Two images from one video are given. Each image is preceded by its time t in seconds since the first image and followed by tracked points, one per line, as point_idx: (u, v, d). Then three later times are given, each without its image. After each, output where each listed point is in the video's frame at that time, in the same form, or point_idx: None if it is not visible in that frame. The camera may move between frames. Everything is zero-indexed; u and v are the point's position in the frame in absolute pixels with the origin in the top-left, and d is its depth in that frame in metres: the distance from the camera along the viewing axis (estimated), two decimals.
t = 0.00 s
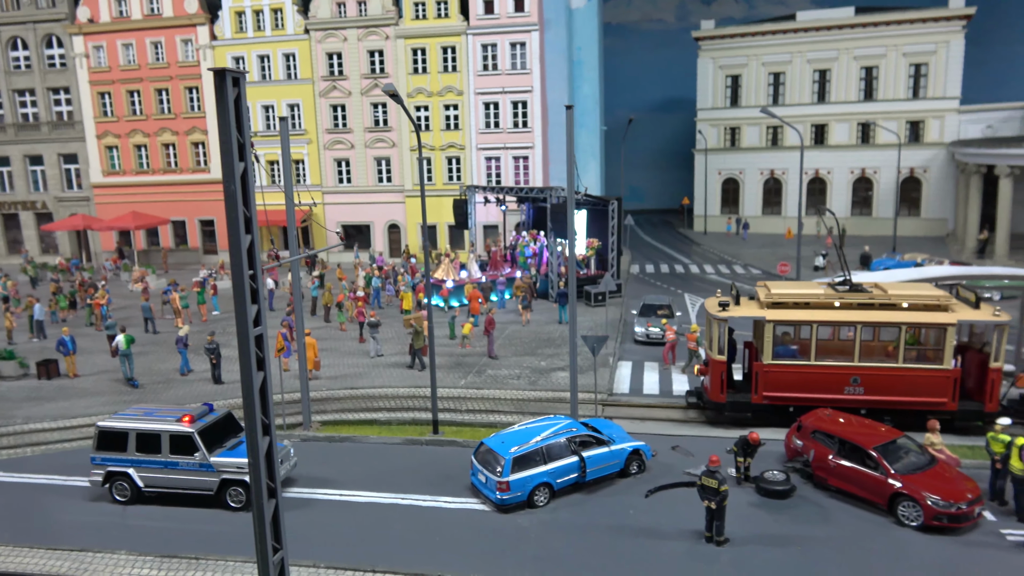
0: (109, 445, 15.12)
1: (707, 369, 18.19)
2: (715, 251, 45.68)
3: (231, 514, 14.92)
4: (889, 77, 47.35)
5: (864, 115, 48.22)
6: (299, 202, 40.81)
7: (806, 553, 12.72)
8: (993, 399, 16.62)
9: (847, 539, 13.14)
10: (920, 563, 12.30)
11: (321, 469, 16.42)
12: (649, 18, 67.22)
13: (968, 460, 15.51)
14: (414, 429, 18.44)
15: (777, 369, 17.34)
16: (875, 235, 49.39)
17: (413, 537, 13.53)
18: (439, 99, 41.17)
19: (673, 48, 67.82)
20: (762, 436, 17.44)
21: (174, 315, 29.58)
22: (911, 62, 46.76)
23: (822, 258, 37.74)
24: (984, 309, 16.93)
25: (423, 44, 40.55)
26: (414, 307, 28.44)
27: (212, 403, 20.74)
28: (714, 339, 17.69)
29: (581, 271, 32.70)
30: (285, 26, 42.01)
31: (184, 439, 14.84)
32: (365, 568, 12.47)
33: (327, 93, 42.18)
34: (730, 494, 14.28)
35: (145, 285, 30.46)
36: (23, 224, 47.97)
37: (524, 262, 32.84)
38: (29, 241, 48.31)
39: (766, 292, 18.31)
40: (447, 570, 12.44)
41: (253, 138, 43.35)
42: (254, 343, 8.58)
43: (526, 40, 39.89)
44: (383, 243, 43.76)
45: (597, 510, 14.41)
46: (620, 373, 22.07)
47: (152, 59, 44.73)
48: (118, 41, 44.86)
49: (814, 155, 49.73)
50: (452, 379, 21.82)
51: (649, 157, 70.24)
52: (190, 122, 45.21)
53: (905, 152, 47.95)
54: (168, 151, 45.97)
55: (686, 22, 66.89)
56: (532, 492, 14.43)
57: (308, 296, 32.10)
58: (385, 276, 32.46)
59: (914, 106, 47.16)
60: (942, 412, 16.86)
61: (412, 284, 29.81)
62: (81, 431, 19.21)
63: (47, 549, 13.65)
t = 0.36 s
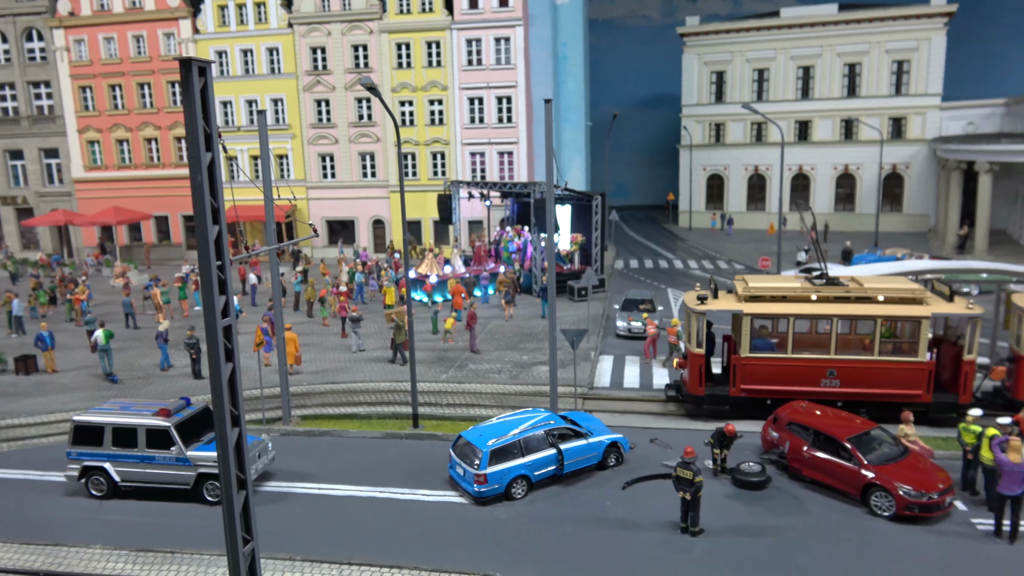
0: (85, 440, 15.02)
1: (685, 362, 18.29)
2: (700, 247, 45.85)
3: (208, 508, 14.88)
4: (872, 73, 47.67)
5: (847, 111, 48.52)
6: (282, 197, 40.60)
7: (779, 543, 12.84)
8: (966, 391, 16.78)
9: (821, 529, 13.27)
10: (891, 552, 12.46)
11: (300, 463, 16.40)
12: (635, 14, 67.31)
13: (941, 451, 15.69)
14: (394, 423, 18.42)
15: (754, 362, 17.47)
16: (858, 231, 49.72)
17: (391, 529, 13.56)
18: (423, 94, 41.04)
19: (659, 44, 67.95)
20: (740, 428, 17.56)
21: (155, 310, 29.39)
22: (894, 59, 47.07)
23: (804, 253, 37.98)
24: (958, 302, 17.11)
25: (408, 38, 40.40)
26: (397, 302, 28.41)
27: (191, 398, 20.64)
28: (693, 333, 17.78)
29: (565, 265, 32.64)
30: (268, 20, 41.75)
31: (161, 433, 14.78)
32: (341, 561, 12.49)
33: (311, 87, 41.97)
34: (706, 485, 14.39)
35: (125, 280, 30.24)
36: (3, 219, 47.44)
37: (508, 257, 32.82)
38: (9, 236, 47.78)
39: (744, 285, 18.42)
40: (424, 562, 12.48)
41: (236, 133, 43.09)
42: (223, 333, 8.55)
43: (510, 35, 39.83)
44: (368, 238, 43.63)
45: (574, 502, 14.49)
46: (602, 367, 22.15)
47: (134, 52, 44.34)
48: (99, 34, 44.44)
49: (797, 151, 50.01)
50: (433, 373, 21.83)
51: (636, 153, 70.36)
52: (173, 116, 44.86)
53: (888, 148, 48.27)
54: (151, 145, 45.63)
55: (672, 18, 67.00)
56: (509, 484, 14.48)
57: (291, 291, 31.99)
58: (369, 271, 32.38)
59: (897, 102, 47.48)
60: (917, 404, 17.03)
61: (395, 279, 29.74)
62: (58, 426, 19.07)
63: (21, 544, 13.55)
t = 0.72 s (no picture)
0: (62, 440, 15.02)
1: (663, 359, 18.49)
2: (683, 245, 46.15)
3: (186, 507, 14.91)
4: (853, 72, 48.13)
5: (828, 109, 48.96)
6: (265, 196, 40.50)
7: (750, 536, 13.05)
8: (937, 385, 17.08)
9: (792, 523, 13.49)
10: (859, 544, 12.69)
11: (279, 462, 16.46)
12: (619, 13, 67.50)
13: (911, 445, 15.96)
14: (374, 421, 18.50)
15: (730, 358, 17.68)
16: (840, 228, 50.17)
17: (368, 526, 13.66)
18: (407, 93, 41.03)
19: (643, 44, 68.23)
20: (716, 424, 17.78)
21: (136, 310, 29.28)
22: (875, 58, 47.53)
23: (785, 250, 38.32)
24: (929, 299, 17.40)
25: (391, 37, 40.40)
26: (380, 301, 28.45)
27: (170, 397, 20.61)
28: (670, 330, 17.97)
29: (547, 264, 32.75)
30: (251, 19, 41.60)
31: (138, 432, 14.79)
32: (317, 557, 12.57)
33: (294, 86, 41.87)
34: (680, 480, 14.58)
35: (106, 280, 30.09)
36: None
37: (492, 256, 32.88)
38: None
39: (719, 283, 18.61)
40: (400, 558, 12.58)
41: (219, 132, 43.00)
42: (193, 333, 8.63)
43: (493, 34, 39.90)
44: (352, 237, 43.63)
45: (550, 498, 14.64)
46: (582, 365, 22.32)
47: (115, 51, 44.06)
48: (80, 33, 44.10)
49: (780, 150, 50.42)
50: (414, 372, 21.92)
51: (621, 152, 70.66)
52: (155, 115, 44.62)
53: (869, 147, 48.74)
54: (132, 144, 45.36)
55: (657, 17, 67.25)
56: (486, 481, 14.60)
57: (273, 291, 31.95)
58: (351, 270, 32.39)
59: (878, 101, 47.95)
60: (890, 399, 17.31)
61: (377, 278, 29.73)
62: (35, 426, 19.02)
63: None
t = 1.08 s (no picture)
0: (33, 437, 14.91)
1: (638, 355, 18.63)
2: (665, 243, 46.42)
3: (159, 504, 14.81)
4: (832, 71, 48.58)
5: (808, 108, 49.40)
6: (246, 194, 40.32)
7: (721, 528, 13.19)
8: (907, 379, 17.33)
9: (762, 515, 13.65)
10: (827, 535, 12.87)
11: (254, 458, 16.42)
12: (603, 11, 67.64)
13: (881, 438, 16.19)
14: (350, 417, 18.50)
15: (704, 354, 17.85)
16: (820, 226, 50.63)
17: (341, 522, 13.66)
18: (388, 91, 40.94)
19: (627, 42, 68.48)
20: (691, 419, 17.94)
21: (113, 308, 29.04)
22: (854, 57, 47.99)
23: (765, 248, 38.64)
24: (899, 294, 17.65)
25: (372, 34, 40.31)
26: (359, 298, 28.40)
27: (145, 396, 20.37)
28: (645, 326, 18.10)
29: (528, 261, 32.77)
30: (230, 15, 41.34)
31: (111, 429, 14.70)
32: (290, 552, 12.57)
33: (275, 83, 41.66)
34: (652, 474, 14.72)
35: (83, 278, 29.83)
36: None
37: (473, 254, 32.90)
38: None
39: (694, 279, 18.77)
40: (372, 553, 12.59)
41: (199, 129, 42.77)
42: (157, 327, 8.58)
43: (475, 32, 39.86)
44: (334, 236, 43.51)
45: (525, 492, 14.72)
46: (560, 361, 22.44)
47: (94, 47, 43.60)
48: (57, 29, 43.61)
49: (761, 148, 50.80)
50: (392, 369, 21.93)
51: (604, 150, 70.92)
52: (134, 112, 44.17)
53: (848, 145, 49.21)
54: (112, 142, 44.95)
55: (640, 15, 67.51)
56: (460, 476, 14.65)
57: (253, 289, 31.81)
58: (332, 268, 32.33)
59: (857, 100, 48.42)
60: (861, 393, 17.55)
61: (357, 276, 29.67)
62: (8, 425, 18.83)
63: None
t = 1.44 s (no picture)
0: (3, 436, 14.75)
1: (615, 353, 18.75)
2: (647, 241, 46.65)
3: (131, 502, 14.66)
4: (812, 72, 49.01)
5: (789, 108, 49.83)
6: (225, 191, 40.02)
7: (693, 523, 13.31)
8: (879, 376, 17.55)
9: (734, 510, 13.78)
10: (797, 530, 13.02)
11: (229, 456, 16.35)
12: (586, 11, 67.79)
13: (852, 434, 16.39)
14: (327, 415, 18.47)
15: (680, 351, 18.00)
16: (799, 225, 51.09)
17: (315, 520, 13.64)
18: (369, 88, 40.80)
19: (610, 42, 68.70)
20: (667, 416, 18.07)
21: (89, 306, 28.74)
22: (833, 58, 48.45)
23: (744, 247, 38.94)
24: (871, 292, 17.87)
25: (354, 32, 40.15)
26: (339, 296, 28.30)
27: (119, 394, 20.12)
28: (621, 324, 18.21)
29: (509, 259, 32.79)
30: (210, 11, 41.03)
31: (82, 427, 14.59)
32: (262, 550, 12.54)
33: (255, 80, 41.40)
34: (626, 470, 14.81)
35: (58, 276, 29.48)
36: None
37: (454, 252, 32.91)
38: None
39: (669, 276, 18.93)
40: (345, 550, 12.57)
41: (179, 126, 42.44)
42: (123, 323, 8.53)
43: (457, 30, 39.80)
44: (315, 233, 43.33)
45: (499, 489, 14.77)
46: (538, 359, 22.51)
47: (71, 42, 43.09)
48: (34, 23, 43.04)
49: (742, 148, 51.17)
50: (370, 367, 21.90)
51: (587, 149, 71.15)
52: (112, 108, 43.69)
53: (827, 146, 49.68)
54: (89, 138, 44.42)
55: (623, 15, 67.74)
56: (435, 473, 14.67)
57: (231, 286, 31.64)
58: (312, 266, 32.23)
59: (836, 100, 48.88)
60: (833, 390, 17.75)
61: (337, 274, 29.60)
62: None
63: None
